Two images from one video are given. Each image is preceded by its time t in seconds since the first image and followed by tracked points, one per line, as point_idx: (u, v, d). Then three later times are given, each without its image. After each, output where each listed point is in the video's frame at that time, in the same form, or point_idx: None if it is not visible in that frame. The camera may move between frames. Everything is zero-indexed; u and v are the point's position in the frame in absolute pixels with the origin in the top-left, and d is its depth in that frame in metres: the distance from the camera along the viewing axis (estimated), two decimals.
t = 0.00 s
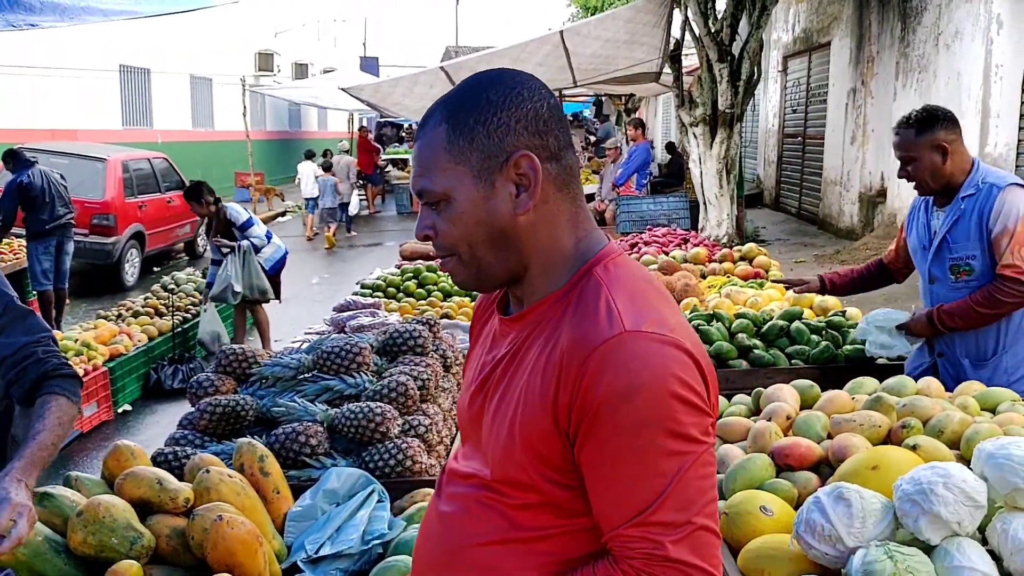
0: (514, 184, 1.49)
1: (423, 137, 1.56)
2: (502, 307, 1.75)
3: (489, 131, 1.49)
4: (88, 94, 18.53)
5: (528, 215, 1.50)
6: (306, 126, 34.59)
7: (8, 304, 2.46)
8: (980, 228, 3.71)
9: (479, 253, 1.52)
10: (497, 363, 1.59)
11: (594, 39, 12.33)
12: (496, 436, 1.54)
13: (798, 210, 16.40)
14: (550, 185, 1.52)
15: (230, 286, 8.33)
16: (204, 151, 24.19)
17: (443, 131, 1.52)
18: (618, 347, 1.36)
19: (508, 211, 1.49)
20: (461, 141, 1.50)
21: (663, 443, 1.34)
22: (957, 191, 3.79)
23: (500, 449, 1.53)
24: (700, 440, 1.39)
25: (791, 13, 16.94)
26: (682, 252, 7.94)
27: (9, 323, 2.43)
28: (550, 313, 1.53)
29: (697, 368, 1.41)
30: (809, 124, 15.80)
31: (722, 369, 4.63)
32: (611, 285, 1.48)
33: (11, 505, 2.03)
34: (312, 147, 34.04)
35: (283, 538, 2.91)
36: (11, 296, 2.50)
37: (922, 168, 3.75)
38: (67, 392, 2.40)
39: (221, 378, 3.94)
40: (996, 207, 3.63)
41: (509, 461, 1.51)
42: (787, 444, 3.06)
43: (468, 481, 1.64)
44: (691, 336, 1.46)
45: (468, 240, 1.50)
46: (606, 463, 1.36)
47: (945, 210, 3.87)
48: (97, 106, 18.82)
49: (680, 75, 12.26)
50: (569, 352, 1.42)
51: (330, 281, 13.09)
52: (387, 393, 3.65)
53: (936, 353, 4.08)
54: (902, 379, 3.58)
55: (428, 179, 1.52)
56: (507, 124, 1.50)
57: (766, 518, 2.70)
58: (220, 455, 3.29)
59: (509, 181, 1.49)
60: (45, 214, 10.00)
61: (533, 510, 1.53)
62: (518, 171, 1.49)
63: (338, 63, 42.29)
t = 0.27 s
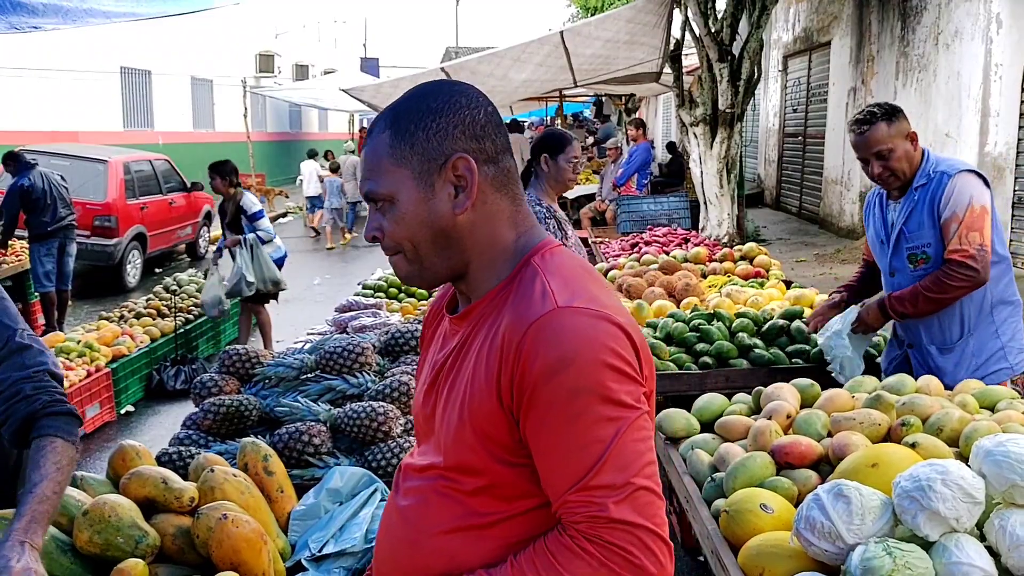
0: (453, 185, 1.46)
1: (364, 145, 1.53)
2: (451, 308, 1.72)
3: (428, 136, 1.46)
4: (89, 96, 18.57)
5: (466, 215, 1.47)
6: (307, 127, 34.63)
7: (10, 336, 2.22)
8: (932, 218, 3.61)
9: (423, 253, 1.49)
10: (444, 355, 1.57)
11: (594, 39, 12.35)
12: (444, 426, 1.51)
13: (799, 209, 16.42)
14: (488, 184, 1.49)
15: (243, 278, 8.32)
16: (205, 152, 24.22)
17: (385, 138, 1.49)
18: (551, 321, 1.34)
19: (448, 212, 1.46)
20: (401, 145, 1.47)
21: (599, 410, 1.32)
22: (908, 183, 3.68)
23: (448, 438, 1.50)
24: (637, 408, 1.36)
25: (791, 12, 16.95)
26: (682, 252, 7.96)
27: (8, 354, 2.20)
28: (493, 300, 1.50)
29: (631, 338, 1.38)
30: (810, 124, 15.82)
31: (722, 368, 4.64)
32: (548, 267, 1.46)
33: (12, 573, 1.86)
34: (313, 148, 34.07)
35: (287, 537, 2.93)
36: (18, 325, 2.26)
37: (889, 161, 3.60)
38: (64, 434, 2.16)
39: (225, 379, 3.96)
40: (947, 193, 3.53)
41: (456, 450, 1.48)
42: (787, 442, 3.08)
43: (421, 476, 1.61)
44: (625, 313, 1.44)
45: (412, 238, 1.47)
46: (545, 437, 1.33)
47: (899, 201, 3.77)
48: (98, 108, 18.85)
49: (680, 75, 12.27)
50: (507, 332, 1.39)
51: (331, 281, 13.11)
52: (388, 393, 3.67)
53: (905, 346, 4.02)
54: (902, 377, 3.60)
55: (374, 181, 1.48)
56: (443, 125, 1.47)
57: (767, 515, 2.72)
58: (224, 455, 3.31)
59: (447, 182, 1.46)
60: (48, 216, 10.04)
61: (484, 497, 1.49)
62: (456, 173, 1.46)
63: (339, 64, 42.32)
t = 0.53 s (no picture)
0: (428, 188, 1.47)
1: (341, 150, 1.54)
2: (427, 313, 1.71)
3: (402, 141, 1.47)
4: (90, 97, 18.61)
5: (443, 217, 1.48)
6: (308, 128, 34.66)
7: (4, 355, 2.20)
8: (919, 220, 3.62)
9: (399, 256, 1.50)
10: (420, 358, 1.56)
11: (594, 40, 12.37)
12: (420, 429, 1.50)
13: (799, 210, 16.43)
14: (463, 186, 1.49)
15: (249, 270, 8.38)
16: (206, 153, 24.25)
17: (360, 142, 1.51)
18: (526, 328, 1.34)
19: (424, 214, 1.47)
20: (376, 150, 1.48)
21: (574, 416, 1.31)
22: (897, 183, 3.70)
23: (425, 442, 1.49)
24: (612, 413, 1.36)
25: (791, 14, 16.97)
26: (681, 252, 7.99)
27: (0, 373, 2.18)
28: (469, 305, 1.50)
29: (606, 346, 1.38)
30: (810, 125, 15.84)
31: (720, 367, 4.66)
32: (524, 274, 1.46)
33: None
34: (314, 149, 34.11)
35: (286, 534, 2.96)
36: (16, 343, 2.24)
37: (881, 162, 3.61)
38: (54, 455, 2.14)
39: (226, 378, 3.99)
40: (932, 197, 3.53)
41: (433, 454, 1.47)
42: (782, 441, 3.11)
43: (395, 478, 1.59)
44: (600, 320, 1.44)
45: (389, 240, 1.48)
46: (520, 443, 1.33)
47: (887, 201, 3.78)
48: (100, 109, 18.89)
49: (680, 76, 12.29)
50: (483, 336, 1.39)
51: (332, 282, 13.13)
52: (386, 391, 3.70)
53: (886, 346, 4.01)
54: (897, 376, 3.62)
55: (349, 187, 1.50)
56: (418, 130, 1.47)
57: (761, 512, 2.75)
58: (225, 453, 3.34)
59: (422, 185, 1.47)
60: (49, 217, 10.03)
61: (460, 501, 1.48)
62: (430, 176, 1.46)
63: (340, 65, 42.35)
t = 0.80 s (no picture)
0: (445, 193, 1.35)
1: (354, 150, 1.43)
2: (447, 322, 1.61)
3: (414, 143, 1.34)
4: (98, 98, 18.71)
5: (460, 225, 1.36)
6: (313, 129, 34.77)
7: (7, 365, 2.41)
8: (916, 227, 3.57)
9: (416, 265, 1.39)
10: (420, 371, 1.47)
11: (599, 41, 12.40)
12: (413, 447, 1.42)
13: (804, 211, 16.44)
14: (482, 190, 1.37)
15: (248, 268, 8.44)
16: (212, 154, 24.35)
17: (370, 145, 1.39)
18: (516, 357, 1.23)
19: (440, 221, 1.35)
20: (388, 154, 1.36)
21: (551, 461, 1.19)
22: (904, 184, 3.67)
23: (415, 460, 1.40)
24: (600, 464, 1.23)
25: (796, 14, 16.98)
26: (685, 253, 8.02)
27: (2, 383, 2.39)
28: (472, 324, 1.40)
29: (603, 389, 1.25)
30: (814, 125, 15.85)
31: (723, 366, 4.69)
32: (529, 297, 1.34)
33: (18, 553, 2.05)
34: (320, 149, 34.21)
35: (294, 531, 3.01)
36: (20, 354, 2.45)
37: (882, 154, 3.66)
38: (51, 463, 2.36)
39: (234, 376, 4.04)
40: (922, 207, 3.51)
41: (422, 473, 1.39)
42: (784, 439, 3.13)
43: (390, 490, 1.52)
44: (610, 354, 1.30)
45: (405, 250, 1.37)
46: (495, 481, 1.22)
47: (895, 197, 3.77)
48: (107, 110, 18.98)
49: (685, 76, 12.32)
50: (474, 359, 1.29)
51: (337, 282, 13.19)
52: (391, 390, 3.74)
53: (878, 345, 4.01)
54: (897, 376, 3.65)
55: (363, 192, 1.39)
56: (432, 130, 1.35)
57: (762, 510, 2.78)
58: (233, 450, 3.38)
59: (438, 191, 1.35)
60: (57, 218, 10.11)
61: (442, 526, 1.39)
62: (446, 180, 1.34)
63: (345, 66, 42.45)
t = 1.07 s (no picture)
0: (459, 211, 1.36)
1: (372, 166, 1.44)
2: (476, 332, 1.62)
3: (426, 160, 1.35)
4: (100, 99, 18.76)
5: (476, 243, 1.37)
6: (315, 130, 34.83)
7: (12, 369, 2.52)
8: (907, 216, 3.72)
9: (435, 283, 1.41)
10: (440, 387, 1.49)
11: (600, 42, 12.44)
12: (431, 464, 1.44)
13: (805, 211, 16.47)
14: (496, 207, 1.37)
15: (262, 266, 8.48)
16: (214, 155, 24.40)
17: (381, 163, 1.40)
18: (519, 393, 1.23)
19: (456, 238, 1.36)
20: (400, 171, 1.37)
21: (546, 503, 1.19)
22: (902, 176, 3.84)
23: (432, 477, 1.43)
24: (599, 510, 1.22)
25: (797, 15, 17.02)
26: (687, 253, 8.05)
27: (8, 386, 2.50)
28: (488, 344, 1.41)
29: (607, 430, 1.23)
30: (815, 126, 15.88)
31: (724, 365, 4.73)
32: (541, 326, 1.33)
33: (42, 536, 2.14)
34: (321, 150, 34.27)
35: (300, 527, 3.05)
36: (26, 358, 2.56)
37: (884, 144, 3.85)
38: (56, 465, 2.45)
39: (239, 375, 4.08)
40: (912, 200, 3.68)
41: (438, 491, 1.41)
42: (783, 436, 3.17)
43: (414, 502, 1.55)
44: (619, 392, 1.28)
45: (422, 269, 1.39)
46: (493, 515, 1.23)
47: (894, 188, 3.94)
48: (109, 111, 19.03)
49: (686, 77, 12.35)
50: (482, 390, 1.30)
51: (339, 283, 13.23)
52: (395, 389, 3.78)
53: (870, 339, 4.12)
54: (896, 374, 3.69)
55: (378, 211, 1.41)
56: (445, 146, 1.35)
57: (762, 505, 2.82)
58: (239, 447, 3.42)
59: (452, 208, 1.35)
60: (61, 219, 10.17)
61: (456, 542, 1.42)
62: (460, 197, 1.35)
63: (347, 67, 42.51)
